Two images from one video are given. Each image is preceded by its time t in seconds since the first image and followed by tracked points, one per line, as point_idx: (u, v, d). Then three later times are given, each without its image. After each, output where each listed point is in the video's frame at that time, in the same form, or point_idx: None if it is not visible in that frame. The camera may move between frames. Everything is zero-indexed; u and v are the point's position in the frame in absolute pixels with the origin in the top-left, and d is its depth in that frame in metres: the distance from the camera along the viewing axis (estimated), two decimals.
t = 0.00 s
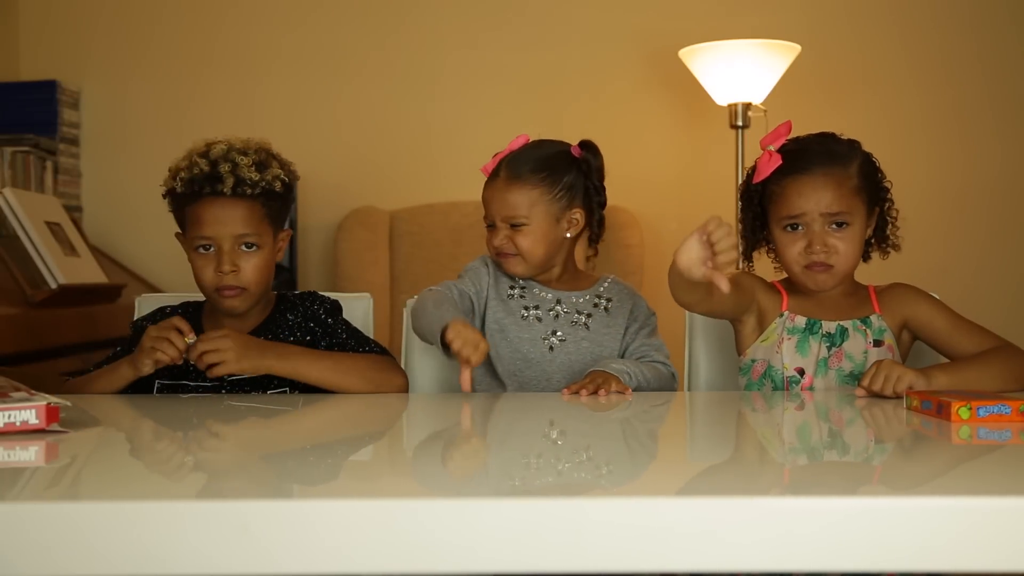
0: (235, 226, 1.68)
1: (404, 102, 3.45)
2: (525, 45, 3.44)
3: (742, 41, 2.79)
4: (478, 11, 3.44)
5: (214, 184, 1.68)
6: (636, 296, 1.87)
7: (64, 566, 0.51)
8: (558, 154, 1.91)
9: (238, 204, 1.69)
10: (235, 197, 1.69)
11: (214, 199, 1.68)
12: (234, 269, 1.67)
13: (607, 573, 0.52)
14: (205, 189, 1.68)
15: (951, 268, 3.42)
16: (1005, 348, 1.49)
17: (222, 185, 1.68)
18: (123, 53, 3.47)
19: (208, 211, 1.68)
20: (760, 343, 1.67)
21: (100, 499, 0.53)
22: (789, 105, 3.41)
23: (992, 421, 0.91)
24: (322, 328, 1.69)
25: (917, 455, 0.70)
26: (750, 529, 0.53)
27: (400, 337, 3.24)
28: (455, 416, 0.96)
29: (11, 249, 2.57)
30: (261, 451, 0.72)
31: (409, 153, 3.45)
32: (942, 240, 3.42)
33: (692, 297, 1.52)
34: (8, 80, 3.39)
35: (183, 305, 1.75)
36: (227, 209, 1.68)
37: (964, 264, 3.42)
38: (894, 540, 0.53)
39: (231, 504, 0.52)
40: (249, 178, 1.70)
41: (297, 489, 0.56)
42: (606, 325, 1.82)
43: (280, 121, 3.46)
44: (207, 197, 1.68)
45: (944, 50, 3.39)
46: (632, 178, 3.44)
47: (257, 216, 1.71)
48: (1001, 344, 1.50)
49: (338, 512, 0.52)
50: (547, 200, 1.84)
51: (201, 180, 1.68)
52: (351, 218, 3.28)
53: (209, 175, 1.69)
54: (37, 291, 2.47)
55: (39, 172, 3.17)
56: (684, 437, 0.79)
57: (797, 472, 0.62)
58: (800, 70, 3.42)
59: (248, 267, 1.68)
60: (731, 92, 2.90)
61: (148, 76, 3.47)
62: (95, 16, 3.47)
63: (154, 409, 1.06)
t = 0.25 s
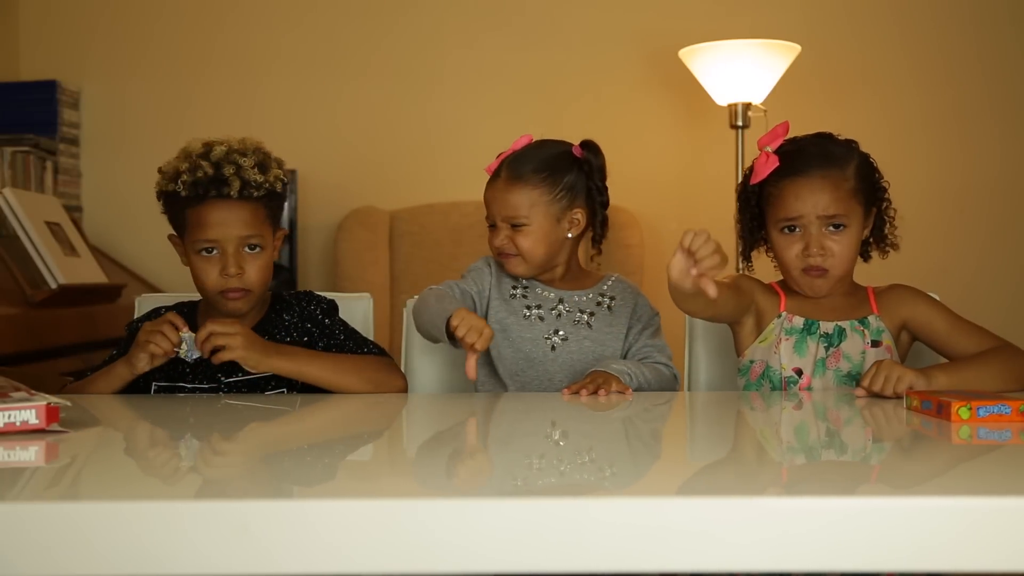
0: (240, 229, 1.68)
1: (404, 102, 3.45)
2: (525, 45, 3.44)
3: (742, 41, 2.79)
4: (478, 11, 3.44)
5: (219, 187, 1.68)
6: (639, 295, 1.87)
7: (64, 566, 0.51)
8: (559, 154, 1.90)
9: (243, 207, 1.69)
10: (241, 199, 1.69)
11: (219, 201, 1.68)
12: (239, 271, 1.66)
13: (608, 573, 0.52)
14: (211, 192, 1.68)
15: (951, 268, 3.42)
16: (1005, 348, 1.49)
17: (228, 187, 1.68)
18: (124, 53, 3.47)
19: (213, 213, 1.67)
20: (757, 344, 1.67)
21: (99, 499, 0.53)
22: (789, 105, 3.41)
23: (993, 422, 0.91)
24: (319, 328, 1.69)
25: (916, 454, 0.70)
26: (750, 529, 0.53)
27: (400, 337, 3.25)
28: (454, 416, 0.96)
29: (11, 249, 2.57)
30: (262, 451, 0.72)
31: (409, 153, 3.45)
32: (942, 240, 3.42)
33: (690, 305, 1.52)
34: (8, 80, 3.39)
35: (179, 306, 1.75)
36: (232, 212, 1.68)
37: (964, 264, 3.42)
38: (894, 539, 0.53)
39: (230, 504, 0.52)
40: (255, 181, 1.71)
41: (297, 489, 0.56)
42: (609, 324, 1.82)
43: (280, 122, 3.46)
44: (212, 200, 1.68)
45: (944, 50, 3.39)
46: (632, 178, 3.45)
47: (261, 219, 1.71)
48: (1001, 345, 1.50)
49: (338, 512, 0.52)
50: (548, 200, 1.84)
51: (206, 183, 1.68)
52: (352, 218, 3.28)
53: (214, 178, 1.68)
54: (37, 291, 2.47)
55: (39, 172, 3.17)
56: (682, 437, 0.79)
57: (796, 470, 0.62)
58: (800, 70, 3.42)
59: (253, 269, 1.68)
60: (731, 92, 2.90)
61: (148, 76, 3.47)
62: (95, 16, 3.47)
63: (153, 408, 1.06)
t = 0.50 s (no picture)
0: (257, 227, 1.69)
1: (403, 102, 3.45)
2: (525, 45, 3.44)
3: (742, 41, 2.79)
4: (478, 11, 3.44)
5: (237, 185, 1.68)
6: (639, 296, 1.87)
7: (65, 566, 0.51)
8: (559, 152, 1.91)
9: (259, 205, 1.70)
10: (257, 197, 1.70)
11: (237, 200, 1.68)
12: (259, 269, 1.67)
13: (608, 573, 0.52)
14: (230, 190, 1.68)
15: (950, 268, 3.43)
16: (1004, 348, 1.49)
17: (246, 185, 1.68)
18: (123, 53, 3.47)
19: (231, 212, 1.67)
20: (756, 345, 1.67)
21: (99, 499, 0.53)
22: (789, 105, 3.41)
23: (993, 422, 0.91)
24: (317, 329, 1.69)
25: (915, 454, 0.70)
26: (750, 528, 0.53)
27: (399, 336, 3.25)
28: (450, 417, 0.96)
29: (11, 249, 2.58)
30: (263, 452, 0.72)
31: (408, 153, 3.45)
32: (942, 240, 3.42)
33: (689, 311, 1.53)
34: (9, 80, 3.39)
35: (176, 308, 1.74)
36: (249, 210, 1.68)
37: (964, 264, 3.43)
38: (894, 539, 0.53)
39: (230, 504, 0.52)
40: (269, 178, 1.72)
41: (296, 489, 0.57)
42: (610, 326, 1.82)
43: (280, 122, 3.46)
44: (229, 198, 1.68)
45: (944, 50, 3.39)
46: (632, 178, 3.45)
47: (272, 217, 1.72)
48: (1001, 345, 1.50)
49: (337, 512, 0.52)
50: (546, 198, 1.85)
51: (223, 181, 1.68)
52: (352, 218, 3.28)
53: (231, 176, 1.68)
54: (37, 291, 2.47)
55: (39, 172, 3.17)
56: (681, 437, 0.79)
57: (793, 468, 0.62)
58: (800, 70, 3.42)
59: (270, 267, 1.69)
60: (731, 92, 2.90)
61: (147, 76, 3.47)
62: (95, 16, 3.47)
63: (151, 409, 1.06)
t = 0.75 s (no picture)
0: (250, 232, 1.68)
1: (403, 102, 3.45)
2: (525, 45, 3.44)
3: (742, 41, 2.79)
4: (478, 11, 3.44)
5: (231, 189, 1.68)
6: (634, 299, 1.87)
7: (65, 566, 0.52)
8: (559, 151, 1.91)
9: (253, 209, 1.69)
10: (252, 202, 1.69)
11: (231, 204, 1.68)
12: (248, 274, 1.66)
13: (608, 573, 0.53)
14: (224, 194, 1.68)
15: (951, 268, 3.43)
16: (1003, 348, 1.49)
17: (241, 190, 1.68)
18: (123, 53, 3.47)
19: (223, 216, 1.67)
20: (753, 345, 1.67)
21: (99, 499, 0.53)
22: (789, 105, 3.41)
23: (993, 421, 0.91)
24: (316, 329, 1.69)
25: (913, 454, 0.70)
26: (751, 527, 0.53)
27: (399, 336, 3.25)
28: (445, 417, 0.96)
29: (11, 249, 2.58)
30: (259, 451, 0.72)
31: (409, 153, 3.45)
32: (942, 240, 3.42)
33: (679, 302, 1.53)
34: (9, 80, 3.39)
35: (175, 308, 1.74)
36: (243, 215, 1.68)
37: (964, 264, 3.42)
38: (892, 540, 0.53)
39: (230, 504, 0.52)
40: (266, 183, 1.71)
41: (296, 489, 0.57)
42: (604, 328, 1.82)
43: (280, 122, 3.46)
44: (223, 202, 1.68)
45: (945, 50, 3.39)
46: (632, 178, 3.45)
47: (267, 221, 1.71)
48: (1000, 345, 1.50)
49: (337, 512, 0.52)
50: (544, 196, 1.85)
51: (218, 185, 1.68)
52: (352, 218, 3.28)
53: (226, 180, 1.68)
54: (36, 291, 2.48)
55: (39, 171, 3.17)
56: (677, 437, 0.79)
57: (790, 468, 0.62)
58: (800, 70, 3.42)
59: (262, 271, 1.68)
60: (730, 92, 2.90)
61: (147, 76, 3.47)
62: (95, 16, 3.47)
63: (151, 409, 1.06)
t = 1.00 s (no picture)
0: (245, 232, 1.69)
1: (403, 102, 3.46)
2: (525, 45, 3.44)
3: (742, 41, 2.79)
4: (478, 11, 3.44)
5: (224, 189, 1.68)
6: (631, 298, 1.87)
7: (66, 567, 0.52)
8: (557, 148, 1.91)
9: (248, 209, 1.69)
10: (246, 202, 1.69)
11: (224, 203, 1.68)
12: (242, 274, 1.68)
13: (609, 573, 0.53)
14: (216, 194, 1.68)
15: (950, 268, 3.43)
16: (1002, 348, 1.49)
17: (234, 189, 1.68)
18: (123, 52, 3.47)
19: (217, 216, 1.68)
20: (749, 344, 1.67)
21: (99, 499, 0.53)
22: (789, 105, 3.41)
23: (993, 421, 0.91)
24: (316, 329, 1.69)
25: (909, 453, 0.70)
26: (752, 527, 0.53)
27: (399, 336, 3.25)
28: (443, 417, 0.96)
29: (11, 249, 2.58)
30: (260, 451, 0.72)
31: (408, 153, 3.45)
32: (942, 240, 3.42)
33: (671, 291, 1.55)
34: (9, 80, 3.39)
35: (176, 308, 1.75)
36: (237, 215, 1.68)
37: (964, 264, 3.43)
38: (893, 541, 0.53)
39: (232, 504, 0.53)
40: (261, 182, 1.70)
41: (296, 489, 0.57)
42: (602, 326, 1.82)
43: (280, 122, 3.46)
44: (216, 202, 1.68)
45: (944, 49, 3.39)
46: (632, 178, 3.45)
47: (264, 221, 1.71)
48: (999, 345, 1.50)
49: (338, 513, 0.53)
50: (541, 194, 1.85)
51: (211, 184, 1.68)
52: (352, 218, 3.28)
53: (219, 180, 1.68)
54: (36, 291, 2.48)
55: (39, 171, 3.17)
56: (677, 437, 0.79)
57: (785, 468, 0.62)
58: (800, 70, 3.41)
59: (256, 270, 1.69)
60: (730, 92, 2.90)
61: (147, 76, 3.47)
62: (95, 15, 3.47)
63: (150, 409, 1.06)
